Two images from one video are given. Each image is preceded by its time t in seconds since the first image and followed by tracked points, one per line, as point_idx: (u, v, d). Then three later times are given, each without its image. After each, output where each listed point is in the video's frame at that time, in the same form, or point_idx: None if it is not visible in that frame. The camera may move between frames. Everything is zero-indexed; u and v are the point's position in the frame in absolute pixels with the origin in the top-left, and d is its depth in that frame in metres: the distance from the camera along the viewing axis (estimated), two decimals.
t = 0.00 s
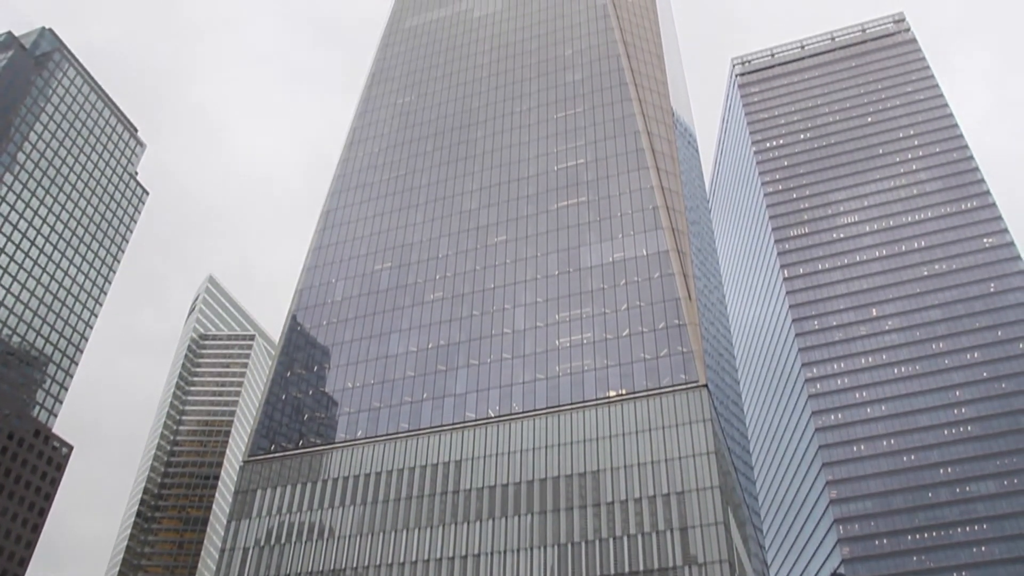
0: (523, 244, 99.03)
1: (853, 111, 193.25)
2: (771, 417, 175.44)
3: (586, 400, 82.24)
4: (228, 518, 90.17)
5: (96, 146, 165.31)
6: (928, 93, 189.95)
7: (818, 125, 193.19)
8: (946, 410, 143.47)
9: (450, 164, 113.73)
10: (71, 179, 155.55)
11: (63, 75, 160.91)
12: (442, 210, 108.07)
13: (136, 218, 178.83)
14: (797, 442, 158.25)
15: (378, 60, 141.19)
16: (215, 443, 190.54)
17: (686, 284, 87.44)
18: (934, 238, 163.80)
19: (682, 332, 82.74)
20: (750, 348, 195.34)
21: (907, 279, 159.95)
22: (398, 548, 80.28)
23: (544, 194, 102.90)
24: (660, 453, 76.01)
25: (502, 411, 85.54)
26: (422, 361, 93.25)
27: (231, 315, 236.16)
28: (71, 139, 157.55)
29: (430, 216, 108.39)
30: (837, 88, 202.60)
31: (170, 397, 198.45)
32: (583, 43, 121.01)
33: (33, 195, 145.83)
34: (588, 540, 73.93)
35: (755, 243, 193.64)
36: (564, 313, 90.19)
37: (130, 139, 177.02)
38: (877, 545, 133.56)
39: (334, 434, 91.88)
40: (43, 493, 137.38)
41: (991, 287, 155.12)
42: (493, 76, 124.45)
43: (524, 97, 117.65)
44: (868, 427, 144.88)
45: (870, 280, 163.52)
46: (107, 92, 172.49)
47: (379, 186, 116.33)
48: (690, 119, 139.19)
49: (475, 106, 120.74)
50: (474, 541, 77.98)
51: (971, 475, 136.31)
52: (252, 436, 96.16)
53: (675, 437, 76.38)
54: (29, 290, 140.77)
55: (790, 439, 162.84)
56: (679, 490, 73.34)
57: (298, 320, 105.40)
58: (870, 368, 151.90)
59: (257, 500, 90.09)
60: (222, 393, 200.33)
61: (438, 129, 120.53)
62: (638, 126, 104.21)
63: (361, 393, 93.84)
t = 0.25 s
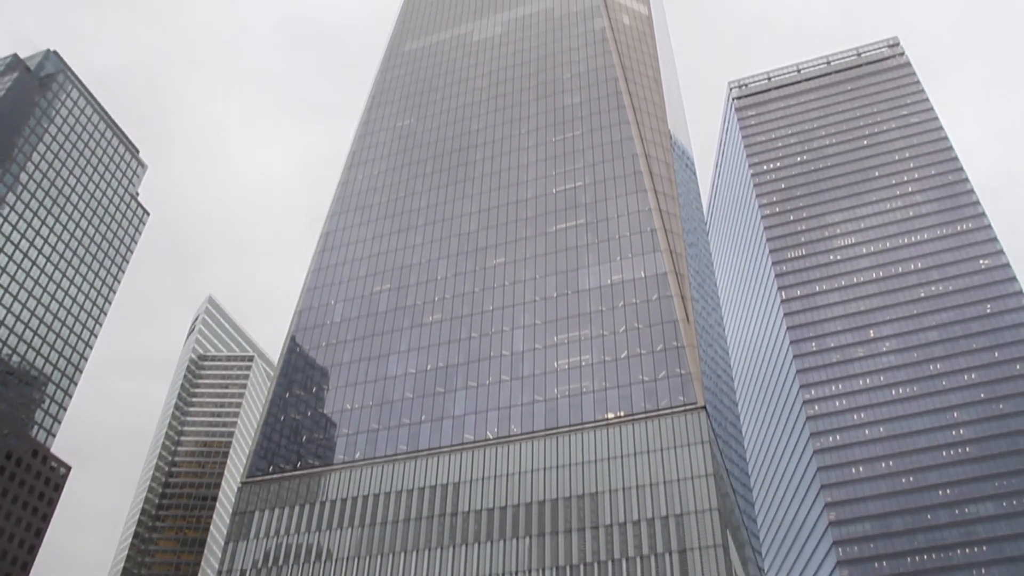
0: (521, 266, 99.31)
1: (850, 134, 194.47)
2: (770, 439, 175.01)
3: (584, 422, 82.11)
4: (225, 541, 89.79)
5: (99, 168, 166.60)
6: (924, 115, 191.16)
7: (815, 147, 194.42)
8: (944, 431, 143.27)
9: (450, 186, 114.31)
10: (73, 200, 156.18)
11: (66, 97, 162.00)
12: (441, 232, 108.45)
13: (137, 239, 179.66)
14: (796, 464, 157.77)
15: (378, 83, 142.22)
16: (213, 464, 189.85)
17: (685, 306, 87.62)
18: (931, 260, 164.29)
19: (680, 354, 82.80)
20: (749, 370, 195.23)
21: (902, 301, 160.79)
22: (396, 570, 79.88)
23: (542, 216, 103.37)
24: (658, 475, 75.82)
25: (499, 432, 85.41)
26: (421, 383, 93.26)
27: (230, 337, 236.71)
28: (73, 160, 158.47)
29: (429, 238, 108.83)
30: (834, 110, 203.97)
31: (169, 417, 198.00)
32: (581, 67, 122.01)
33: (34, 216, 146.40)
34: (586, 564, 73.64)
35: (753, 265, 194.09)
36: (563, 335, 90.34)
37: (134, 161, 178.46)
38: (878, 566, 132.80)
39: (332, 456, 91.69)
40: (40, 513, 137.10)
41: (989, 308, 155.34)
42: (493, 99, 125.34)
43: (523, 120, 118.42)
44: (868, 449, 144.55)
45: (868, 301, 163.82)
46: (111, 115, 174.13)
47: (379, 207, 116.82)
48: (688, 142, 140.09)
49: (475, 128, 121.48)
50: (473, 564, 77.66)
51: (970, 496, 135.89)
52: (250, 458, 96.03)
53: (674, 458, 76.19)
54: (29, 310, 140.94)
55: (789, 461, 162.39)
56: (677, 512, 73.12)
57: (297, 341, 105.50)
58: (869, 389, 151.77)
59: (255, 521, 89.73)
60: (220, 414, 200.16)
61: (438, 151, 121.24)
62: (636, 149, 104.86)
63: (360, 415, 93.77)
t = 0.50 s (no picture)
0: (521, 295, 99.41)
1: (849, 164, 195.54)
2: (772, 470, 174.04)
3: (585, 453, 81.68)
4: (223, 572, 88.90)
5: (100, 198, 167.04)
6: (923, 145, 192.22)
7: (814, 177, 195.38)
8: (947, 461, 142.57)
9: (451, 216, 114.74)
10: (74, 228, 156.63)
11: (69, 126, 162.78)
12: (442, 262, 108.68)
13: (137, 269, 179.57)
14: (798, 494, 156.74)
15: (379, 113, 143.26)
16: (212, 494, 188.68)
17: (685, 336, 87.57)
18: (931, 289, 164.44)
19: (681, 385, 82.55)
20: (750, 399, 194.69)
21: (904, 330, 160.36)
22: None
23: (543, 246, 103.65)
24: (660, 506, 75.35)
25: (500, 463, 85.06)
26: (421, 414, 92.97)
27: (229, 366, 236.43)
28: (74, 189, 159.19)
29: (430, 269, 108.94)
30: (832, 141, 205.28)
31: (168, 447, 197.03)
32: (581, 97, 122.97)
33: (35, 244, 146.67)
34: None
35: (753, 294, 194.26)
36: (563, 365, 90.20)
37: (135, 192, 178.91)
38: None
39: (331, 486, 91.11)
40: (37, 542, 135.20)
41: (989, 337, 155.21)
42: (493, 130, 126.18)
43: (523, 150, 119.16)
44: (870, 479, 143.65)
45: (869, 330, 163.67)
46: (113, 145, 174.96)
47: (379, 237, 117.16)
48: (687, 173, 140.78)
49: (475, 158, 122.12)
50: None
51: (974, 527, 134.85)
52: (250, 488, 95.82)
53: (675, 489, 75.74)
54: (29, 338, 140.72)
55: (791, 491, 161.36)
56: (679, 544, 72.59)
57: (297, 371, 105.27)
58: (871, 419, 151.19)
59: (254, 553, 88.90)
60: (220, 443, 199.41)
61: (439, 181, 121.82)
62: (637, 179, 105.39)
63: (360, 445, 93.35)
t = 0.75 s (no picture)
0: (520, 322, 99.51)
1: (846, 192, 196.60)
2: (772, 498, 173.08)
3: (584, 480, 81.33)
4: None
5: (100, 224, 167.27)
6: (920, 173, 193.35)
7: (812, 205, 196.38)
8: (947, 489, 141.84)
9: (450, 243, 115.13)
10: (74, 254, 157.05)
11: (70, 152, 163.68)
12: (441, 289, 108.85)
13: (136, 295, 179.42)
14: (798, 523, 155.76)
15: (379, 140, 144.16)
16: (209, 521, 187.35)
17: (685, 363, 87.52)
18: (930, 316, 164.63)
19: (680, 412, 82.23)
20: (749, 427, 194.13)
21: (903, 357, 160.34)
22: None
23: (542, 274, 103.97)
24: (659, 534, 74.89)
25: (499, 490, 84.63)
26: (420, 441, 92.64)
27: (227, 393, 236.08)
28: (75, 214, 159.79)
29: (429, 295, 109.12)
30: (830, 169, 206.55)
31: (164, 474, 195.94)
32: (580, 125, 123.83)
33: (34, 269, 146.90)
34: None
35: (752, 321, 194.42)
36: (562, 392, 90.05)
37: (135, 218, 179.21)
38: None
39: (329, 513, 90.53)
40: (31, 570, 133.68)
41: (988, 364, 155.15)
42: (492, 158, 126.91)
43: (522, 178, 119.85)
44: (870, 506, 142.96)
45: (868, 358, 163.68)
46: (114, 172, 175.73)
47: (378, 264, 117.44)
48: (686, 200, 141.48)
49: (474, 185, 122.73)
50: None
51: (976, 555, 133.81)
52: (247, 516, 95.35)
53: (675, 517, 75.34)
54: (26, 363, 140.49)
55: (791, 519, 160.35)
56: (679, 572, 71.99)
57: (295, 398, 104.99)
58: (871, 446, 150.74)
59: None
60: (217, 470, 198.22)
61: (438, 208, 122.32)
62: (636, 207, 105.90)
63: (358, 472, 92.90)
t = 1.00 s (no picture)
0: (521, 349, 99.48)
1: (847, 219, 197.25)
2: (773, 526, 171.93)
3: (584, 508, 80.95)
4: None
5: (103, 249, 168.21)
6: (920, 201, 194.06)
7: (812, 232, 197.08)
8: (950, 517, 140.79)
9: (450, 270, 115.41)
10: (75, 278, 157.50)
11: (73, 177, 164.53)
12: (441, 316, 108.92)
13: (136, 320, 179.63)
14: (800, 552, 154.57)
15: (381, 167, 144.92)
16: (206, 547, 185.99)
17: (685, 390, 87.28)
18: (931, 343, 164.47)
19: (681, 439, 81.80)
20: (750, 454, 193.36)
21: (903, 384, 160.16)
22: None
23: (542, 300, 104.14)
24: (659, 562, 74.38)
25: (498, 517, 84.17)
26: (419, 467, 92.20)
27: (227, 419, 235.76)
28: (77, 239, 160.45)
29: (429, 322, 109.14)
30: (830, 196, 207.40)
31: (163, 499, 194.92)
32: (581, 152, 124.50)
33: (35, 293, 147.13)
34: None
35: (753, 348, 194.43)
36: (563, 419, 89.73)
37: (136, 242, 179.74)
38: None
39: (328, 539, 89.97)
40: None
41: (990, 392, 154.72)
42: (493, 185, 127.49)
43: (523, 205, 120.38)
44: (872, 534, 141.66)
45: (869, 385, 163.40)
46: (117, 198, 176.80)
47: (379, 290, 117.61)
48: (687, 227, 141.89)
49: (475, 212, 123.20)
50: None
51: None
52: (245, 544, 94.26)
53: (676, 546, 74.91)
54: (25, 387, 140.32)
55: (792, 548, 159.16)
56: None
57: (294, 424, 104.68)
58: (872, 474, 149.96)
59: None
60: (216, 496, 197.05)
61: (439, 235, 122.72)
62: (636, 233, 106.23)
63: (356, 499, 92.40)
